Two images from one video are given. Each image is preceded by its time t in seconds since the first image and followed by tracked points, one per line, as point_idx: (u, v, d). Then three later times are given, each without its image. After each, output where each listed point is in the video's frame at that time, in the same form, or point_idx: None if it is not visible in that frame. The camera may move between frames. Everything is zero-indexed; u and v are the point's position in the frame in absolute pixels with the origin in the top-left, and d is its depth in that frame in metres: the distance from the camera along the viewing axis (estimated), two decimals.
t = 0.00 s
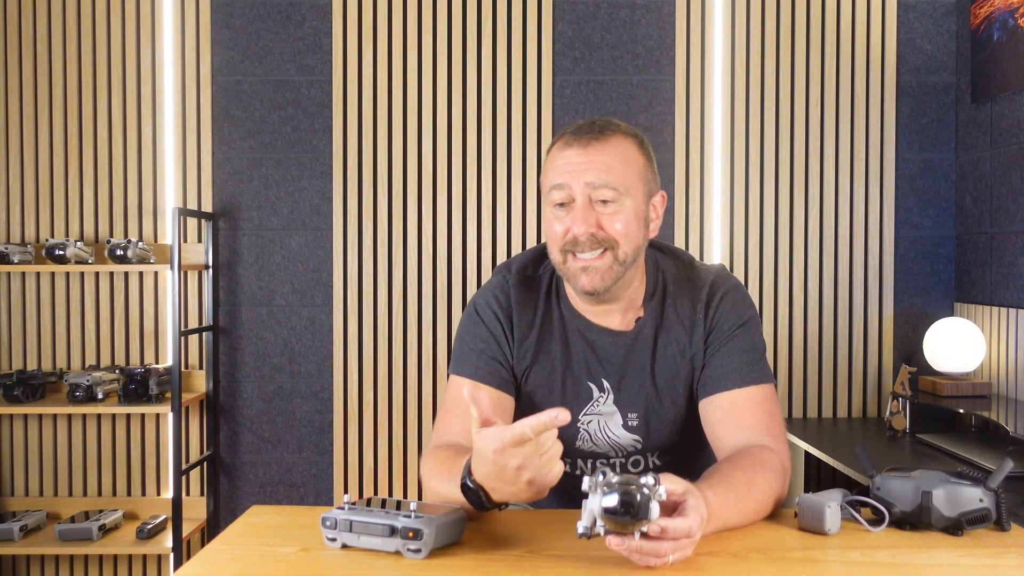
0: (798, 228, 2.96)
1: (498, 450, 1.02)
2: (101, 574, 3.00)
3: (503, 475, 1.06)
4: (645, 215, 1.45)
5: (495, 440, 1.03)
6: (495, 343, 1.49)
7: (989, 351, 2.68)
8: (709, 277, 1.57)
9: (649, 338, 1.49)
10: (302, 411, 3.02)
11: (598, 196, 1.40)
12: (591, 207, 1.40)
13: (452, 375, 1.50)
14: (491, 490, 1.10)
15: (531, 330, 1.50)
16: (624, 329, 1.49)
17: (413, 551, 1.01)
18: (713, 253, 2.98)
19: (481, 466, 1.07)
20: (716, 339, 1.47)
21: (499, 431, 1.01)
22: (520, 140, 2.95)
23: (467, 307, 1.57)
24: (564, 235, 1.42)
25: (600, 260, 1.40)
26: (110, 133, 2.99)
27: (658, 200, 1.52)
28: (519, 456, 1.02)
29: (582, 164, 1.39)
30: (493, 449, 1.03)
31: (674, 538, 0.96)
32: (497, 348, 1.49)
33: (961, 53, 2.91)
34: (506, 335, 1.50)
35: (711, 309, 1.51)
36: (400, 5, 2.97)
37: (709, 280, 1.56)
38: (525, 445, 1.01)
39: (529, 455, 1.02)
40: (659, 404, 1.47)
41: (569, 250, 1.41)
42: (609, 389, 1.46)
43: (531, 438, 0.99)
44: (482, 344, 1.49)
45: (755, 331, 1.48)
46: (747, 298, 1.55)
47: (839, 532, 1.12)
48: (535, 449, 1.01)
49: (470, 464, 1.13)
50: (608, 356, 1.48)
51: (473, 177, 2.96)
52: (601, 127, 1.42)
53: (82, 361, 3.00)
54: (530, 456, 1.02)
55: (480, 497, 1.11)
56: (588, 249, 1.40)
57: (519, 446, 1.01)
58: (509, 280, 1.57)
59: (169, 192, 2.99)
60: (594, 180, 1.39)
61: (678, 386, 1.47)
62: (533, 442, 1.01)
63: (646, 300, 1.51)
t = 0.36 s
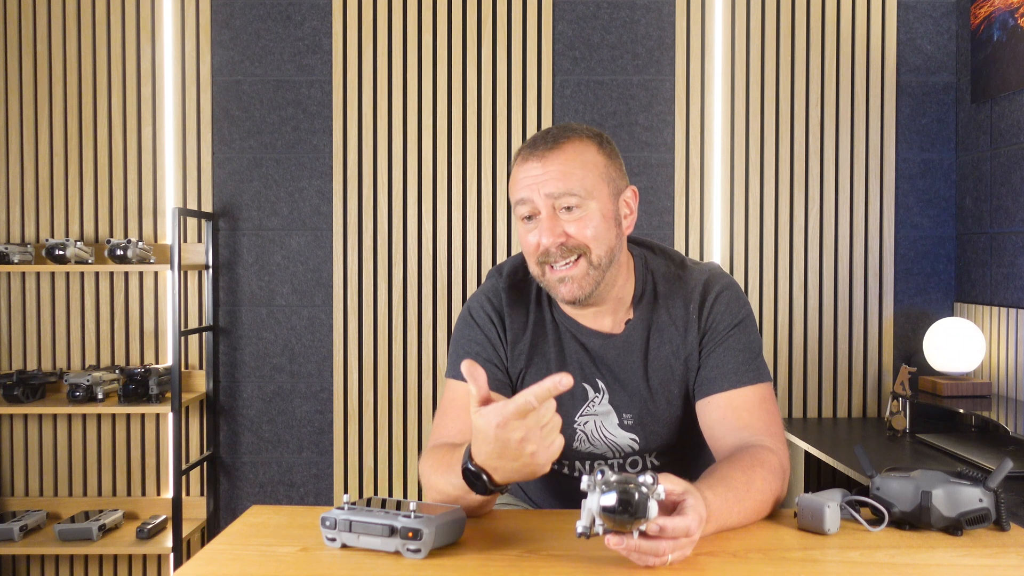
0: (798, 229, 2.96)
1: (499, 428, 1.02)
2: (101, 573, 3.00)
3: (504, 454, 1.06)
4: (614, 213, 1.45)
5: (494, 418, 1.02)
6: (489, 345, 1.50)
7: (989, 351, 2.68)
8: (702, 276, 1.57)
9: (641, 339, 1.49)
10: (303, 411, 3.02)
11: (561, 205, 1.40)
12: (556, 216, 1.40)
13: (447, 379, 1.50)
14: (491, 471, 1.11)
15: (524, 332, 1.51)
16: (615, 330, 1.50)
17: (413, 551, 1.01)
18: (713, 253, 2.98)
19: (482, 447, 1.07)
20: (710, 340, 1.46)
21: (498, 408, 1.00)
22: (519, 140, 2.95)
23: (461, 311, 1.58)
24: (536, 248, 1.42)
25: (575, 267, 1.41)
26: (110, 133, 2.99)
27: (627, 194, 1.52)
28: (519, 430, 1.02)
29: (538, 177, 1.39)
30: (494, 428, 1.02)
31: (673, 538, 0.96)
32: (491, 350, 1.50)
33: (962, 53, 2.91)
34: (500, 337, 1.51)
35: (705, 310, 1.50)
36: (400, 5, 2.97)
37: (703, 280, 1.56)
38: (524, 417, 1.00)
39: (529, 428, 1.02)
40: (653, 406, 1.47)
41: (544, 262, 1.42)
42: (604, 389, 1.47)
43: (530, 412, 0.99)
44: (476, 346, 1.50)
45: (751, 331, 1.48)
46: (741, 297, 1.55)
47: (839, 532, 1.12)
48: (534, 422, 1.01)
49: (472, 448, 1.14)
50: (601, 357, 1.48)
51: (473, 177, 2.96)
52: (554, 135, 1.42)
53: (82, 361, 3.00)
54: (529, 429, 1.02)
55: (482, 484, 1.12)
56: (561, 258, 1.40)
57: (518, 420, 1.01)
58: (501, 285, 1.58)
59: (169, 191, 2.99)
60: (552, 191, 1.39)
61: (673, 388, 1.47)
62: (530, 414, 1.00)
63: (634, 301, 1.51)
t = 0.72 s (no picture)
0: (798, 228, 2.96)
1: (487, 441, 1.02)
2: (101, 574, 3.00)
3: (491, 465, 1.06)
4: (643, 213, 1.48)
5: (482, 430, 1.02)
6: (485, 342, 1.50)
7: (989, 351, 2.68)
8: (699, 276, 1.57)
9: (638, 339, 1.48)
10: (303, 411, 3.02)
11: (603, 191, 1.41)
12: (595, 202, 1.41)
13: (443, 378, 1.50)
14: (481, 479, 1.11)
15: (519, 329, 1.51)
16: (615, 328, 1.49)
17: (413, 551, 1.01)
18: (713, 252, 2.98)
19: (471, 457, 1.08)
20: (707, 341, 1.46)
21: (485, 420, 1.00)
22: (519, 140, 2.95)
23: (458, 310, 1.58)
24: (568, 229, 1.42)
25: (606, 254, 1.41)
26: (110, 133, 2.99)
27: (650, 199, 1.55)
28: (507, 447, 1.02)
29: (589, 158, 1.40)
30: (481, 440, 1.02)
31: (673, 537, 0.96)
32: (487, 347, 1.49)
33: (962, 53, 2.91)
34: (496, 334, 1.51)
35: (702, 310, 1.50)
36: (400, 5, 2.97)
37: (699, 280, 1.56)
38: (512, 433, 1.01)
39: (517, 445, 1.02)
40: (650, 406, 1.46)
41: (574, 243, 1.41)
42: (600, 388, 1.47)
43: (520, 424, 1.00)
44: (473, 344, 1.49)
45: (747, 331, 1.48)
46: (738, 298, 1.54)
47: (839, 532, 1.12)
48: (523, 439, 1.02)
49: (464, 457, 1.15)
50: (599, 357, 1.48)
51: (473, 177, 2.96)
52: (602, 123, 1.44)
53: (82, 361, 3.00)
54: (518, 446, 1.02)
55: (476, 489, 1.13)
56: (595, 242, 1.40)
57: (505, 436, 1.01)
58: (496, 284, 1.57)
59: (169, 191, 2.99)
60: (600, 175, 1.40)
61: (669, 387, 1.47)
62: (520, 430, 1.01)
63: (634, 300, 1.51)
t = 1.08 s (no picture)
0: (798, 228, 2.96)
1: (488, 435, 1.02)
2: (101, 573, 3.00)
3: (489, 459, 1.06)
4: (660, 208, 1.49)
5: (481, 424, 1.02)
6: (489, 343, 1.50)
7: (989, 351, 2.68)
8: (705, 275, 1.57)
9: (646, 336, 1.49)
10: (303, 411, 3.02)
11: (624, 182, 1.42)
12: (616, 194, 1.41)
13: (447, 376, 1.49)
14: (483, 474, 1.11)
15: (526, 329, 1.51)
16: (622, 326, 1.50)
17: (413, 551, 1.01)
18: (713, 252, 2.98)
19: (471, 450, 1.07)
20: (713, 339, 1.47)
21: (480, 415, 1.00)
22: (520, 140, 2.96)
23: (462, 309, 1.58)
24: (589, 219, 1.42)
25: (623, 249, 1.41)
26: (110, 133, 2.99)
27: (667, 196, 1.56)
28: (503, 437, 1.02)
29: (612, 149, 1.41)
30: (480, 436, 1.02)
31: (673, 537, 0.96)
32: (492, 348, 1.49)
33: (962, 53, 2.91)
34: (501, 336, 1.51)
35: (709, 309, 1.50)
36: (400, 6, 2.97)
37: (706, 279, 1.56)
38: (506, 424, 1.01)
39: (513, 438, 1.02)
40: (656, 403, 1.46)
41: (594, 234, 1.41)
42: (606, 386, 1.46)
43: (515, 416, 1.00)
44: (478, 344, 1.49)
45: (753, 331, 1.48)
46: (744, 297, 1.55)
47: (839, 532, 1.12)
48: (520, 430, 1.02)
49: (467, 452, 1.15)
50: (605, 355, 1.48)
51: (473, 177, 2.96)
52: (625, 116, 1.45)
53: (82, 361, 3.00)
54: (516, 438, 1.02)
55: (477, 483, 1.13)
56: (613, 235, 1.40)
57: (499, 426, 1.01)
58: (504, 281, 1.57)
59: (169, 191, 2.99)
60: (622, 166, 1.41)
61: (675, 384, 1.47)
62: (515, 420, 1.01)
63: (644, 296, 1.52)
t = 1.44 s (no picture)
0: (798, 228, 2.97)
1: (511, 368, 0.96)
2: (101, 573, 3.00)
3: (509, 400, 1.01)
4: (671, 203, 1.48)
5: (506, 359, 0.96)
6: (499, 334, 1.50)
7: (989, 350, 2.68)
8: (711, 274, 1.57)
9: (653, 332, 1.49)
10: (302, 411, 3.02)
11: (636, 171, 1.42)
12: (628, 181, 1.41)
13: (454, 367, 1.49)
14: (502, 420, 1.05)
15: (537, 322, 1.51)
16: (631, 321, 1.50)
17: (413, 550, 1.01)
18: (713, 252, 2.99)
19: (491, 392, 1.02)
20: (719, 338, 1.47)
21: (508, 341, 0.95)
22: (520, 140, 2.96)
23: (471, 303, 1.57)
24: (599, 205, 1.41)
25: (633, 234, 1.39)
26: (110, 133, 2.99)
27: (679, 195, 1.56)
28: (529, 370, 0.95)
29: (625, 137, 1.42)
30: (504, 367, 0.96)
31: (674, 535, 0.96)
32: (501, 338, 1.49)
33: (962, 53, 2.91)
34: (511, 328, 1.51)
35: (715, 307, 1.51)
36: (400, 5, 2.97)
37: (713, 278, 1.56)
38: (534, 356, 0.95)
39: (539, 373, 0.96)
40: (661, 399, 1.47)
41: (604, 220, 1.40)
42: (611, 380, 1.46)
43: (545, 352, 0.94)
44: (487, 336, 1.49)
45: (758, 330, 1.48)
46: (751, 296, 1.55)
47: (839, 532, 1.12)
48: (547, 368, 0.95)
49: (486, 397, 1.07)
50: (612, 349, 1.47)
51: (473, 177, 2.96)
52: (641, 109, 1.47)
53: (82, 361, 3.00)
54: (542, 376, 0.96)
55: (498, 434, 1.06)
56: (623, 220, 1.39)
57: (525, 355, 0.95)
58: (513, 275, 1.57)
59: (169, 191, 2.99)
60: (634, 154, 1.41)
61: (681, 380, 1.48)
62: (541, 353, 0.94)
63: (651, 292, 1.52)
